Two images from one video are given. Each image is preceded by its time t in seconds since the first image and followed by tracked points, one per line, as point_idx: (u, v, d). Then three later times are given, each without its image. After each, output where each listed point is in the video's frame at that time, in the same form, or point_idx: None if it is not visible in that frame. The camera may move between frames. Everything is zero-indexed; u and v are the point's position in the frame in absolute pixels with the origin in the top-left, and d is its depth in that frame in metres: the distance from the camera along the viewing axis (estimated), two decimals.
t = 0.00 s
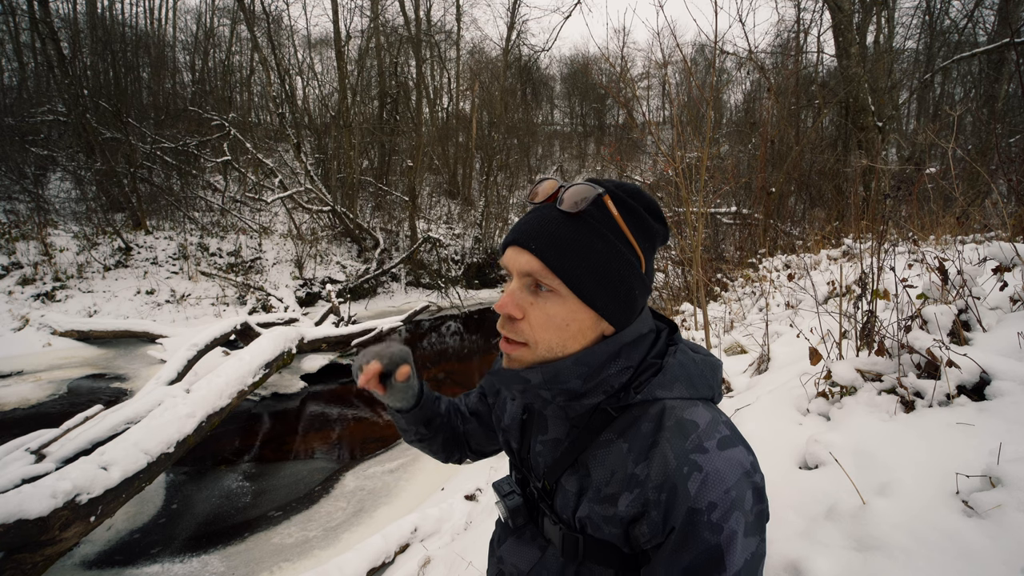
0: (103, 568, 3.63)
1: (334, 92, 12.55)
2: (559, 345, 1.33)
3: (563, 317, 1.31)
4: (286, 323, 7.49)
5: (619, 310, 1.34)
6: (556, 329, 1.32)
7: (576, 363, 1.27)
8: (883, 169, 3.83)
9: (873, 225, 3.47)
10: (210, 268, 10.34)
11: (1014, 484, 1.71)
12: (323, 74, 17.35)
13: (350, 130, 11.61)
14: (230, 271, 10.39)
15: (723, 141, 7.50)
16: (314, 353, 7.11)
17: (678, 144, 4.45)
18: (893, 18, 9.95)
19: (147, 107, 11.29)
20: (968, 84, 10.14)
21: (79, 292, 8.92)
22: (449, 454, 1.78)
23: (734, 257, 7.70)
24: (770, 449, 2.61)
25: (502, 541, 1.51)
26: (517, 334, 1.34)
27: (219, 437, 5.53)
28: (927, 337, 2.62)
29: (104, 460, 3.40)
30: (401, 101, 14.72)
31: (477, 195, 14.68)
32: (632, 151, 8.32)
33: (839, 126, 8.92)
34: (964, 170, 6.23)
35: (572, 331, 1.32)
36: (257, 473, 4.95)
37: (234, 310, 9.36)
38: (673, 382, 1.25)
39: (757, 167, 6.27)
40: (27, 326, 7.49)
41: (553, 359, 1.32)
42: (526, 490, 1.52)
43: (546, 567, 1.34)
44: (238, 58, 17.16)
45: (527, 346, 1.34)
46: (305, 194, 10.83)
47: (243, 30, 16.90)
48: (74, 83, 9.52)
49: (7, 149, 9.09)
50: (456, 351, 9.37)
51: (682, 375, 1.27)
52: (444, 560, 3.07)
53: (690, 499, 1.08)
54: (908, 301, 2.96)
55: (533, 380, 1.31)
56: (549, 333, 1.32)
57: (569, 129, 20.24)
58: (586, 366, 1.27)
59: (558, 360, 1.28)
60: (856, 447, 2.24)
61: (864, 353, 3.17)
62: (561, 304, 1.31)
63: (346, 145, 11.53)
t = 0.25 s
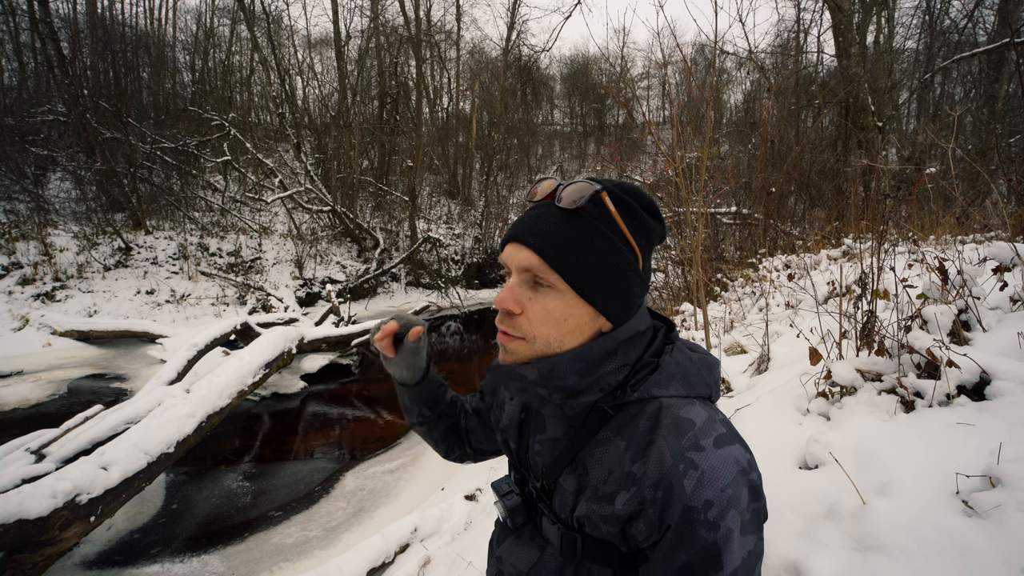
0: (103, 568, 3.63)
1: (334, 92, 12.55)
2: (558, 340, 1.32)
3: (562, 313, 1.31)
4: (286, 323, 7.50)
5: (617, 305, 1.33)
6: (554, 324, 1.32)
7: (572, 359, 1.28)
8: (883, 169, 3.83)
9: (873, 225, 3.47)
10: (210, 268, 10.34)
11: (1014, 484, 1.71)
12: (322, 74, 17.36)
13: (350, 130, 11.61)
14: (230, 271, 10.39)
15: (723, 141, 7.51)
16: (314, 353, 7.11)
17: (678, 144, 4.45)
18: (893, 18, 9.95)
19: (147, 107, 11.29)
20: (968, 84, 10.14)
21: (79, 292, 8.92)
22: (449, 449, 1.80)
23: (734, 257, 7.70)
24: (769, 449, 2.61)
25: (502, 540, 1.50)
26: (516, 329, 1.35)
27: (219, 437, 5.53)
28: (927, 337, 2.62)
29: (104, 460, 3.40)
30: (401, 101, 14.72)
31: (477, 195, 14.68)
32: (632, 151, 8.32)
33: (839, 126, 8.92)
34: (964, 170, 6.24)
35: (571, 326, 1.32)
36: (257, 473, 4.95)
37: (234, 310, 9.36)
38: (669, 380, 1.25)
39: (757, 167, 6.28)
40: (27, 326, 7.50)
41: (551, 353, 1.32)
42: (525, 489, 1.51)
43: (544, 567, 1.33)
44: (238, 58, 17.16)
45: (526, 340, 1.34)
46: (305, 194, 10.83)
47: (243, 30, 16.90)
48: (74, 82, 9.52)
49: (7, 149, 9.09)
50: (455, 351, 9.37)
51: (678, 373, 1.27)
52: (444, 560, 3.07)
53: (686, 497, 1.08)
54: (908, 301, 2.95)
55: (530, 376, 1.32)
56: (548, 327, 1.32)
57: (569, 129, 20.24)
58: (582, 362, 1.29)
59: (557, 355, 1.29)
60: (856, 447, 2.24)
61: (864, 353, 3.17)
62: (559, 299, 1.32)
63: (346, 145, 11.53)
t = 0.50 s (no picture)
0: (103, 568, 3.63)
1: (334, 92, 12.55)
2: (557, 339, 1.34)
3: (560, 312, 1.33)
4: (286, 323, 7.50)
5: (615, 305, 1.34)
6: (553, 324, 1.34)
7: (571, 358, 1.29)
8: (883, 169, 3.83)
9: (873, 225, 3.47)
10: (210, 268, 10.34)
11: (1014, 484, 1.71)
12: (323, 74, 17.36)
13: (350, 130, 11.61)
14: (230, 271, 10.39)
15: (723, 141, 7.51)
16: (314, 353, 7.10)
17: (678, 143, 4.45)
18: (893, 18, 9.94)
19: (147, 107, 11.29)
20: (968, 84, 10.14)
21: (79, 292, 8.92)
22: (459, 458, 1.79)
23: (734, 257, 7.70)
24: (770, 449, 2.61)
25: (502, 540, 1.51)
26: (516, 329, 1.37)
27: (219, 437, 5.53)
28: (927, 337, 2.62)
29: (104, 460, 3.40)
30: (401, 101, 14.71)
31: (477, 195, 14.69)
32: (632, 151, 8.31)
33: (839, 126, 8.92)
34: (964, 170, 6.23)
35: (569, 326, 1.33)
36: (257, 473, 4.95)
37: (234, 310, 9.36)
38: (668, 379, 1.26)
39: (757, 167, 6.27)
40: (27, 326, 7.50)
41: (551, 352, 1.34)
42: (526, 488, 1.52)
43: (544, 566, 1.33)
44: (238, 58, 17.16)
45: (526, 340, 1.36)
46: (305, 194, 10.84)
47: (243, 30, 16.90)
48: (74, 82, 9.51)
49: (7, 149, 9.10)
50: (456, 351, 9.38)
51: (678, 372, 1.28)
52: (444, 560, 3.07)
53: (684, 494, 1.07)
54: (908, 301, 2.96)
55: (530, 377, 1.34)
56: (547, 327, 1.34)
57: (569, 129, 20.25)
58: (581, 361, 1.30)
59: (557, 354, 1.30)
60: (856, 447, 2.24)
61: (864, 353, 3.17)
62: (557, 299, 1.33)
63: (346, 145, 11.53)
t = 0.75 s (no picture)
0: (103, 568, 3.63)
1: (334, 92, 12.55)
2: (553, 335, 1.34)
3: (555, 307, 1.33)
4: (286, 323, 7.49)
5: (610, 300, 1.34)
6: (549, 319, 1.34)
7: (568, 352, 1.27)
8: (883, 169, 3.83)
9: (873, 225, 3.46)
10: (210, 268, 10.33)
11: (1014, 484, 1.71)
12: (323, 74, 17.38)
13: (350, 130, 11.60)
14: (230, 271, 10.39)
15: (723, 141, 7.51)
16: (314, 353, 7.10)
17: (678, 143, 4.45)
18: (893, 18, 9.94)
19: (147, 107, 11.29)
20: (968, 84, 10.14)
21: (79, 292, 8.92)
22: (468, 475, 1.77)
23: (734, 257, 7.69)
24: (770, 449, 2.61)
25: (503, 536, 1.51)
26: (512, 326, 1.37)
27: (219, 437, 5.54)
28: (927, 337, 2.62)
29: (104, 460, 3.40)
30: (401, 102, 14.71)
31: (477, 195, 14.69)
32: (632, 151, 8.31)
33: (839, 126, 8.92)
34: (964, 170, 6.23)
35: (565, 321, 1.34)
36: (257, 473, 4.95)
37: (234, 310, 9.36)
38: (668, 374, 1.26)
39: (757, 167, 6.27)
40: (27, 326, 7.50)
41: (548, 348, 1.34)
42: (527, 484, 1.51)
43: (545, 562, 1.33)
44: (238, 58, 17.15)
45: (523, 336, 1.36)
46: (305, 194, 10.84)
47: (243, 30, 16.90)
48: (74, 83, 9.50)
49: (7, 149, 9.10)
50: (456, 351, 9.38)
51: (677, 368, 1.28)
52: (444, 560, 3.07)
53: (681, 486, 1.08)
54: (908, 301, 2.96)
55: (528, 370, 1.31)
56: (543, 323, 1.34)
57: (569, 129, 20.25)
58: (579, 354, 1.28)
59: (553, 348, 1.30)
60: (856, 447, 2.24)
61: (864, 353, 3.17)
62: (552, 295, 1.33)
63: (346, 145, 11.52)
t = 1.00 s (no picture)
0: (103, 568, 3.63)
1: (334, 92, 12.55)
2: (550, 321, 1.36)
3: (549, 293, 1.35)
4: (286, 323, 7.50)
5: (602, 286, 1.33)
6: (544, 306, 1.36)
7: (565, 338, 1.28)
8: (883, 169, 3.83)
9: (873, 225, 3.46)
10: (210, 268, 10.33)
11: (1014, 484, 1.71)
12: (323, 74, 17.40)
13: (350, 130, 11.60)
14: (230, 271, 10.39)
15: (723, 141, 7.51)
16: (314, 353, 7.10)
17: (678, 143, 4.45)
18: (893, 18, 9.94)
19: (147, 107, 11.29)
20: (968, 84, 10.14)
21: (79, 291, 8.92)
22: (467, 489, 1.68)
23: (734, 257, 7.69)
24: (770, 449, 2.61)
25: (504, 532, 1.49)
26: (510, 314, 1.39)
27: (219, 437, 5.54)
28: (927, 337, 2.62)
29: (104, 460, 3.40)
30: (401, 101, 14.71)
31: (477, 195, 14.69)
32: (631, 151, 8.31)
33: (839, 126, 8.92)
34: (964, 170, 6.23)
35: (559, 307, 1.35)
36: (257, 473, 4.96)
37: (234, 310, 9.36)
38: (666, 362, 1.26)
39: (757, 166, 6.27)
40: (27, 326, 7.50)
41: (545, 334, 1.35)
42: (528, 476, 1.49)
43: (544, 554, 1.32)
44: (238, 58, 17.16)
45: (520, 323, 1.38)
46: (305, 194, 10.84)
47: (243, 30, 16.90)
48: (74, 82, 9.49)
49: (7, 148, 9.10)
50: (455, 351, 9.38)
51: (675, 356, 1.28)
52: (445, 560, 3.07)
53: (683, 467, 1.08)
54: (908, 301, 2.96)
55: (529, 356, 1.31)
56: (539, 309, 1.36)
57: (569, 129, 20.25)
58: (575, 340, 1.29)
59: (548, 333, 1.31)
60: (856, 447, 2.24)
61: (864, 353, 3.17)
62: (545, 282, 1.35)
63: (346, 145, 11.52)
